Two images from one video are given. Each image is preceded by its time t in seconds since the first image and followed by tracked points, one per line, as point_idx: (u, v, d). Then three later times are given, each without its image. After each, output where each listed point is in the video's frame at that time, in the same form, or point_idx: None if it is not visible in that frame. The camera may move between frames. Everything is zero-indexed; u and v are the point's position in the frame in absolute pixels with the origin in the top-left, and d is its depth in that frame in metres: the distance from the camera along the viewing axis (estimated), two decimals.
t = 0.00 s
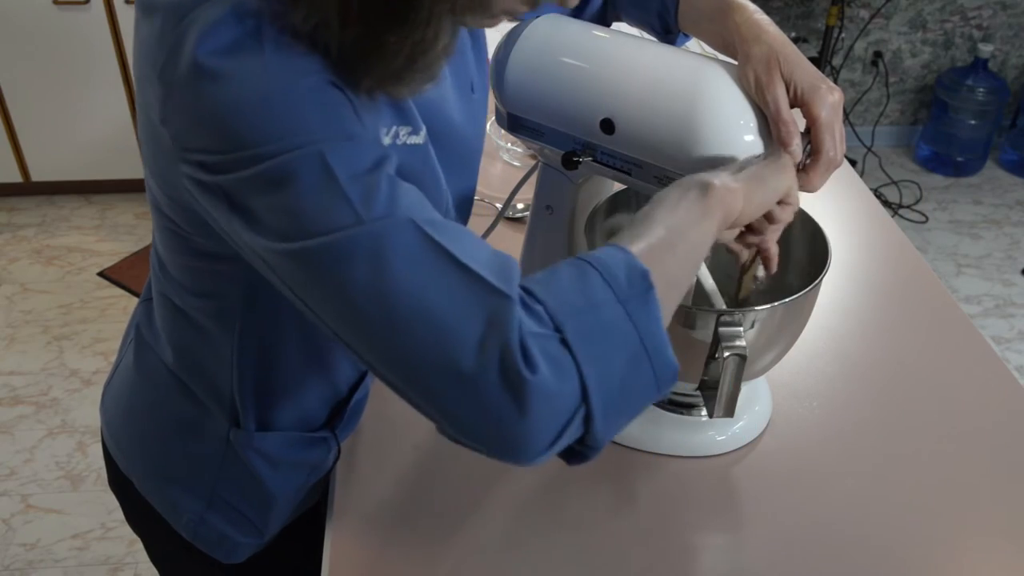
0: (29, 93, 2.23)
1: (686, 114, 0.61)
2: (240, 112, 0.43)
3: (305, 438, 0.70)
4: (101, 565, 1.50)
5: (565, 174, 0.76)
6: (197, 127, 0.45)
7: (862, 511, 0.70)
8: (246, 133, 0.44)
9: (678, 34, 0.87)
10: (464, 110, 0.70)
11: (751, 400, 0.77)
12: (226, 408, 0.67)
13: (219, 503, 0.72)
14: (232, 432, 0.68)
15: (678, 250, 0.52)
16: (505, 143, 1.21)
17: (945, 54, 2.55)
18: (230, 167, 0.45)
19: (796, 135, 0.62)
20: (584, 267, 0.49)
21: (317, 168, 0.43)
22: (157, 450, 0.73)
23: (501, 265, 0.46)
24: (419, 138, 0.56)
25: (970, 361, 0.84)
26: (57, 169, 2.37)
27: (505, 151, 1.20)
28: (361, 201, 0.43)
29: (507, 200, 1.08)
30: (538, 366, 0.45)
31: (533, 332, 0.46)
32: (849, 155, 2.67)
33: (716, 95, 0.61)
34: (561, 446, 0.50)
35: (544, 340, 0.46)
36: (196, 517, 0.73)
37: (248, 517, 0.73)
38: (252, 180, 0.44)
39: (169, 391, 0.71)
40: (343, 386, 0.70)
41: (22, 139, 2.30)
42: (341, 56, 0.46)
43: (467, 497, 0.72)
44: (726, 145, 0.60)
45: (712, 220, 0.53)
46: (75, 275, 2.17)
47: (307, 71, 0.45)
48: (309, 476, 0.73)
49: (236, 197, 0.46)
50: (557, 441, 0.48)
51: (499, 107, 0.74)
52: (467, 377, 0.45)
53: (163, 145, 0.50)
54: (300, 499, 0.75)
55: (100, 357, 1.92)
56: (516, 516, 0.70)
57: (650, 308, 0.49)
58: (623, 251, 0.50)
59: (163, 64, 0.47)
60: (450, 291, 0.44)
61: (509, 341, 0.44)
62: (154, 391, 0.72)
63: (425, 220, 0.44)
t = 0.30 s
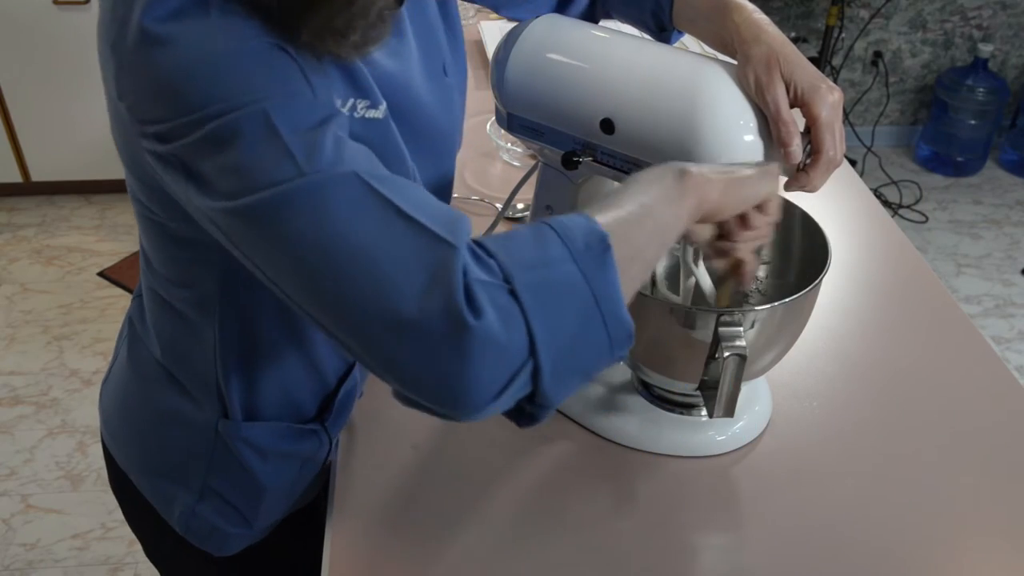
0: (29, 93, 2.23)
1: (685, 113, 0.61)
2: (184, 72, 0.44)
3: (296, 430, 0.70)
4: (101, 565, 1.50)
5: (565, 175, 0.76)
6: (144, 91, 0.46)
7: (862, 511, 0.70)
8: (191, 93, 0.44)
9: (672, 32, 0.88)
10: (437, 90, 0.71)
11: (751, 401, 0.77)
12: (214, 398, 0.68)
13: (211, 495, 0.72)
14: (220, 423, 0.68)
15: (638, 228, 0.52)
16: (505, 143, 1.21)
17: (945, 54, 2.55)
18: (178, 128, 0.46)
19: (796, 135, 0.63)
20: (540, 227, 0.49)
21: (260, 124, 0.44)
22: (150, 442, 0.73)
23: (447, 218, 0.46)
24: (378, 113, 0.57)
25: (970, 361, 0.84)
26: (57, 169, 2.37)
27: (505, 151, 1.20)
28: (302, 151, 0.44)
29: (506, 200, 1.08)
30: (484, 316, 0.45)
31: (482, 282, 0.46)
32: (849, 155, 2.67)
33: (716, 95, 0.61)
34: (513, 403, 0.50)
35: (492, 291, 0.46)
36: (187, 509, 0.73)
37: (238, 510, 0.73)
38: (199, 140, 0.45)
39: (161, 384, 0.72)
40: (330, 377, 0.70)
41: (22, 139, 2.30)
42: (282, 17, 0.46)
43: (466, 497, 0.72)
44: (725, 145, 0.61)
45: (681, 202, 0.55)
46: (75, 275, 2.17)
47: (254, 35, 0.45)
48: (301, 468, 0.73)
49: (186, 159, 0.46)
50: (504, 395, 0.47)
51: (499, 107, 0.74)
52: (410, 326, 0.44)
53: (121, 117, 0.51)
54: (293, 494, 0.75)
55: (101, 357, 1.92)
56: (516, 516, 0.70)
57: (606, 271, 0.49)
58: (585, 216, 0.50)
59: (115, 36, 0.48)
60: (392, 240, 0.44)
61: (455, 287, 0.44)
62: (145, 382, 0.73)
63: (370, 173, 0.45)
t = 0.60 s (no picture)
0: (30, 94, 2.23)
1: (684, 113, 0.61)
2: (150, 42, 0.44)
3: (287, 422, 0.70)
4: (101, 565, 1.50)
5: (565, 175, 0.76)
6: (112, 67, 0.46)
7: (862, 511, 0.70)
8: (157, 64, 0.44)
9: (669, 30, 0.88)
10: (420, 78, 0.71)
11: (751, 401, 0.77)
12: (204, 388, 0.68)
13: (204, 486, 0.73)
14: (210, 412, 0.68)
15: (641, 197, 0.51)
16: (505, 143, 1.21)
17: (945, 54, 2.55)
18: (146, 100, 0.45)
19: (797, 136, 0.63)
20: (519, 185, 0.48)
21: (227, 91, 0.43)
22: (146, 432, 0.74)
23: (419, 180, 0.46)
24: (347, 95, 0.57)
25: (971, 361, 0.84)
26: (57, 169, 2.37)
27: (505, 151, 1.20)
28: (269, 114, 0.43)
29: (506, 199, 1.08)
30: (453, 272, 0.44)
31: (451, 240, 0.45)
32: (849, 155, 2.67)
33: (716, 95, 0.61)
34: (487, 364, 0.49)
35: (462, 249, 0.45)
36: (181, 499, 0.74)
37: (231, 503, 0.73)
38: (166, 110, 0.44)
39: (155, 375, 0.72)
40: (321, 370, 0.70)
41: (23, 139, 2.30)
42: None
43: (467, 497, 0.72)
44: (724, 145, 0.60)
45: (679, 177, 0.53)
46: (75, 275, 2.17)
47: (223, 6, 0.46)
48: (295, 461, 0.73)
49: (156, 132, 0.46)
50: (475, 353, 0.46)
51: (500, 107, 0.74)
52: (379, 282, 0.44)
53: (95, 95, 0.51)
54: (288, 487, 0.75)
55: (101, 357, 1.92)
56: (516, 516, 0.70)
57: (586, 228, 0.48)
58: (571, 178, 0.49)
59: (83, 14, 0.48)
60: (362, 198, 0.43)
61: (422, 243, 0.44)
62: (140, 374, 0.73)
63: (337, 135, 0.44)
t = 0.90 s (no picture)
0: (30, 94, 2.23)
1: (684, 113, 0.61)
2: (120, 41, 0.47)
3: (280, 418, 0.70)
4: (101, 565, 1.50)
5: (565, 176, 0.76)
6: (86, 63, 0.49)
7: (862, 511, 0.70)
8: (124, 61, 0.47)
9: (670, 34, 0.88)
10: (410, 73, 0.72)
11: (751, 400, 0.77)
12: (197, 384, 0.68)
13: (198, 482, 0.73)
14: (203, 407, 0.68)
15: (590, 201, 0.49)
16: (505, 143, 1.21)
17: (945, 54, 2.55)
18: (111, 99, 0.48)
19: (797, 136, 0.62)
20: (446, 208, 0.46)
21: (174, 96, 0.45)
22: (140, 428, 0.75)
23: (345, 202, 0.46)
24: (320, 89, 0.58)
25: (971, 362, 0.84)
26: (57, 169, 2.37)
27: (505, 151, 1.20)
28: (207, 124, 0.45)
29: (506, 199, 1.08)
30: (350, 303, 0.43)
31: (358, 267, 0.44)
32: (849, 155, 2.67)
33: (716, 95, 0.61)
34: (395, 385, 0.48)
35: (368, 276, 0.44)
36: (175, 495, 0.75)
37: (224, 499, 0.74)
38: (126, 108, 0.47)
39: (150, 372, 0.72)
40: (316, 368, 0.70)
41: (23, 140, 2.30)
42: None
43: (466, 497, 0.72)
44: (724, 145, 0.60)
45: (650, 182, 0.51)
46: (75, 275, 2.17)
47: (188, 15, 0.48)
48: (287, 457, 0.73)
49: (119, 128, 0.49)
50: (375, 379, 0.46)
51: (499, 107, 0.74)
52: (286, 306, 0.44)
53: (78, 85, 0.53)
54: (282, 484, 0.76)
55: (101, 357, 1.92)
56: (516, 516, 0.70)
57: (506, 261, 0.46)
58: (503, 200, 0.47)
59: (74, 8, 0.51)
60: (276, 221, 0.44)
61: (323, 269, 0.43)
62: (135, 370, 0.74)
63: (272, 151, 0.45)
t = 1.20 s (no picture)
0: (30, 94, 2.23)
1: (684, 113, 0.61)
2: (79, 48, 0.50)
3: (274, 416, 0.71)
4: (100, 565, 1.50)
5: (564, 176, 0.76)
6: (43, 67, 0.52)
7: (862, 511, 0.70)
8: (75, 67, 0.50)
9: (668, 31, 0.88)
10: (396, 69, 0.72)
11: (751, 401, 0.77)
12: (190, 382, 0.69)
13: (192, 481, 0.74)
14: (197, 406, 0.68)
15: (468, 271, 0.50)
16: (505, 143, 1.21)
17: (945, 54, 2.55)
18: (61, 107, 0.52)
19: (798, 136, 0.62)
20: (336, 255, 0.47)
21: (105, 113, 0.48)
22: (134, 429, 0.75)
23: (235, 240, 0.45)
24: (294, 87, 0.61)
25: (971, 362, 0.84)
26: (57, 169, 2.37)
27: (505, 151, 1.20)
28: (125, 143, 0.47)
29: (506, 199, 1.08)
30: (216, 345, 0.43)
31: (236, 311, 0.44)
32: (849, 155, 2.67)
33: (716, 95, 0.61)
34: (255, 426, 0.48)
35: (244, 320, 0.44)
36: (169, 493, 0.76)
37: (218, 498, 0.75)
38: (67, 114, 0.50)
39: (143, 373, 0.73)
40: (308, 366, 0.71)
41: (23, 140, 2.30)
42: None
43: (466, 497, 0.72)
44: (723, 145, 0.60)
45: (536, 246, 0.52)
46: (75, 275, 2.17)
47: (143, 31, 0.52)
48: (280, 454, 0.74)
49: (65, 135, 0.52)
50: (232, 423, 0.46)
51: (500, 107, 0.74)
52: (155, 338, 0.44)
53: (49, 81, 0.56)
54: (276, 484, 0.77)
55: (101, 357, 1.92)
56: (515, 516, 0.70)
57: (383, 317, 0.46)
58: (393, 256, 0.47)
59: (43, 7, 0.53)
60: (163, 252, 0.44)
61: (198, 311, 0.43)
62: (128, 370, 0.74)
63: (175, 185, 0.45)
